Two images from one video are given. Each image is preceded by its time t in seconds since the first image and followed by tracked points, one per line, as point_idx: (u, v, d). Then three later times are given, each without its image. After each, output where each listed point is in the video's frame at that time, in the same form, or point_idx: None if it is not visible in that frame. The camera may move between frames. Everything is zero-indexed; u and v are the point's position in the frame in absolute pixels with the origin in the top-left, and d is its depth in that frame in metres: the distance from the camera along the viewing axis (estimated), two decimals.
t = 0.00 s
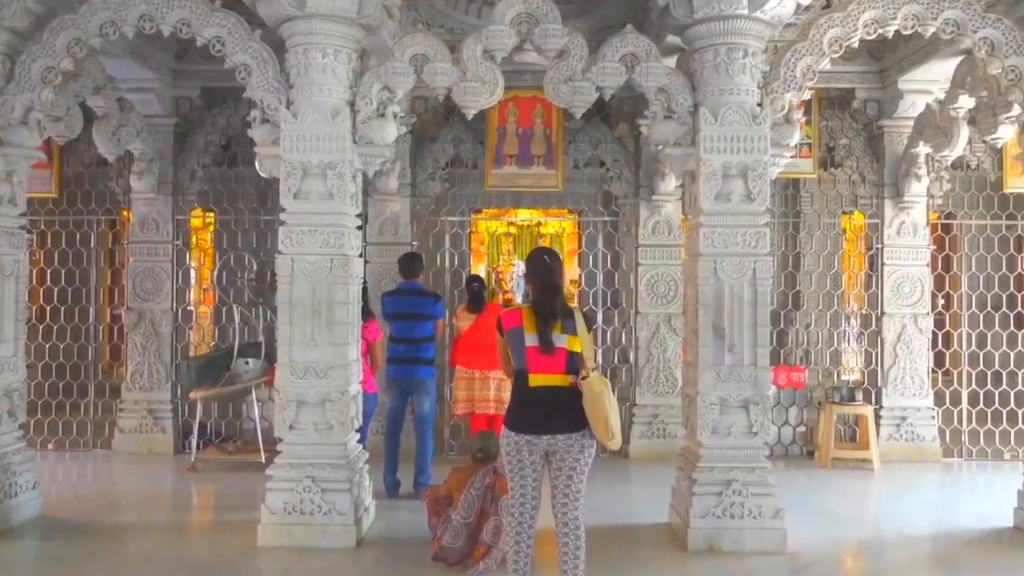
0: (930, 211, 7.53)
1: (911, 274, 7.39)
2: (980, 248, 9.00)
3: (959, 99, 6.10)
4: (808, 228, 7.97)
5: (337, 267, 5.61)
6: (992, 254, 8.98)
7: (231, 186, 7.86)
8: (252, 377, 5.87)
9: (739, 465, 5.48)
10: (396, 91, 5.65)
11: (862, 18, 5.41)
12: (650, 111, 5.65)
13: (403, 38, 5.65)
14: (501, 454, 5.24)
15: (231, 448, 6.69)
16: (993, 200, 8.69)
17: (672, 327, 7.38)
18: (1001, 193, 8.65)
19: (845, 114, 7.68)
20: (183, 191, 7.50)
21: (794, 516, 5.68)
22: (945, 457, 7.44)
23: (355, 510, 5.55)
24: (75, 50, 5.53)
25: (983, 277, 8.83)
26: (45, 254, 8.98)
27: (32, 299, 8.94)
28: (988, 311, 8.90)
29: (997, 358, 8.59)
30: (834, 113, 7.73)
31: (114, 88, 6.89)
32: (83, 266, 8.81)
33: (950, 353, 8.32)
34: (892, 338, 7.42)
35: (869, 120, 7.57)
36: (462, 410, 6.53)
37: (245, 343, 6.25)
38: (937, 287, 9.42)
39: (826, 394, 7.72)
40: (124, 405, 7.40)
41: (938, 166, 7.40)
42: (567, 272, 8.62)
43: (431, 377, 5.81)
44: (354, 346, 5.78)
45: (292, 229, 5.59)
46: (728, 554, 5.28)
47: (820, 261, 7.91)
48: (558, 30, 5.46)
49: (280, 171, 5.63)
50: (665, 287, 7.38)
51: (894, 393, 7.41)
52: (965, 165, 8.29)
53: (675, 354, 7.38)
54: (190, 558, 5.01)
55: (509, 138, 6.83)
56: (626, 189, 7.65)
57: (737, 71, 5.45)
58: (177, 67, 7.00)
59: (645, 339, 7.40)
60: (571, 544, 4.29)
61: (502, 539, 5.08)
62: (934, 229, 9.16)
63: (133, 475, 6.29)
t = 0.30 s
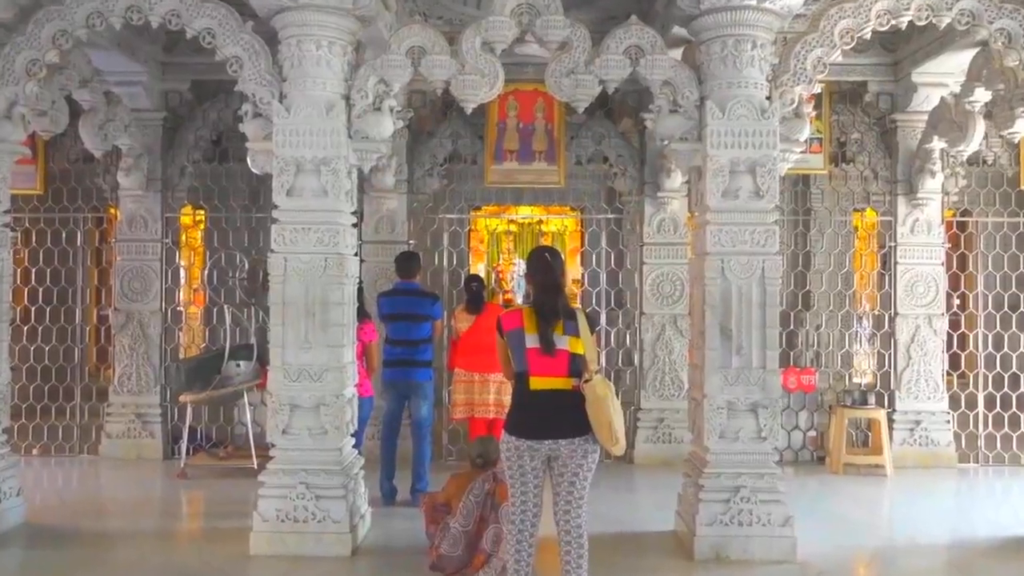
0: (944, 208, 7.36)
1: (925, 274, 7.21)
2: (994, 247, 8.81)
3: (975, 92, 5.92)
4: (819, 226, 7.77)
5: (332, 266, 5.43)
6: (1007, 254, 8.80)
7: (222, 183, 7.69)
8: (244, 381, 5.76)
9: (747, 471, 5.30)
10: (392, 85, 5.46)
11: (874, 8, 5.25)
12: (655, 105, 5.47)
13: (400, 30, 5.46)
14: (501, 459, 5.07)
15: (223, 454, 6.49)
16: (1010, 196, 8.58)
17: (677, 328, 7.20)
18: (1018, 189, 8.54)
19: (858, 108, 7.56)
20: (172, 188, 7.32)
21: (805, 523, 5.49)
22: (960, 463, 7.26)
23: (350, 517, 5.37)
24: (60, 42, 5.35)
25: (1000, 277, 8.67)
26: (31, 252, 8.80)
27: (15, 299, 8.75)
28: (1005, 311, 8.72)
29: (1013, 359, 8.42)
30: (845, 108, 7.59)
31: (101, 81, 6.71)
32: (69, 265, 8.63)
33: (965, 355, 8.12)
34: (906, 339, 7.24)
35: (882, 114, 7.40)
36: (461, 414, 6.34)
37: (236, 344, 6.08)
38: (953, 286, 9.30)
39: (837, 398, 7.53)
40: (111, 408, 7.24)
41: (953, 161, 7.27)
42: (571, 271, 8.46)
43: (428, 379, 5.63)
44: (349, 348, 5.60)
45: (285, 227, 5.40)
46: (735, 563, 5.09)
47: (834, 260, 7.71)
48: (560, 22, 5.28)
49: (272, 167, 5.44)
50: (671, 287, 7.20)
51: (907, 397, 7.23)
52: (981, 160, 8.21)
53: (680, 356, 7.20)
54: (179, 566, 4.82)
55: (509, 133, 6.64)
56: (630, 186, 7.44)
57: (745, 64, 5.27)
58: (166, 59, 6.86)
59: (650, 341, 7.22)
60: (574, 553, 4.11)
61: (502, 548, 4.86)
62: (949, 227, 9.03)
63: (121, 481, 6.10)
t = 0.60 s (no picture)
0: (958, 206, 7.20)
1: (937, 274, 7.05)
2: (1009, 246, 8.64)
3: (990, 87, 5.75)
4: (828, 224, 7.75)
5: (327, 265, 5.27)
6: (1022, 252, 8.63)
7: (215, 179, 7.49)
8: (236, 385, 5.61)
9: (754, 476, 5.14)
10: (389, 79, 5.31)
11: None
12: (660, 99, 5.31)
13: (397, 22, 5.30)
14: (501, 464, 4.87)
15: (215, 458, 6.33)
16: None
17: (683, 329, 7.04)
18: None
19: (869, 102, 7.33)
20: (162, 185, 7.15)
21: (815, 531, 5.33)
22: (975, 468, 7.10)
23: (345, 524, 5.20)
24: (47, 34, 5.19)
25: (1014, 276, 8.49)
26: (17, 252, 8.63)
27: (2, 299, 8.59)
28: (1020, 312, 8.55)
29: None
30: (856, 101, 7.38)
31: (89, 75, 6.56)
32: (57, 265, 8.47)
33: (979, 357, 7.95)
34: (919, 340, 7.09)
35: (894, 109, 7.24)
36: (459, 418, 6.18)
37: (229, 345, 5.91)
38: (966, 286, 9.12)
39: (848, 401, 7.37)
40: (99, 412, 7.07)
41: (968, 157, 7.13)
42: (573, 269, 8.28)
43: (426, 382, 5.46)
44: (345, 349, 5.44)
45: (279, 226, 5.24)
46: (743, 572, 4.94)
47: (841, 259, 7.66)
48: (562, 13, 5.13)
49: (265, 163, 5.28)
50: (676, 287, 7.03)
51: (920, 401, 7.07)
52: (997, 156, 8.03)
53: (686, 358, 7.03)
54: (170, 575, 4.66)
55: (509, 128, 6.48)
56: (634, 182, 7.25)
57: (753, 57, 5.12)
58: (156, 52, 6.76)
59: (655, 342, 7.05)
60: (576, 561, 3.95)
61: (502, 556, 4.70)
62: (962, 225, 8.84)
63: (110, 487, 5.94)
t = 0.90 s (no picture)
0: (974, 204, 7.06)
1: (951, 274, 6.93)
2: None
3: (1006, 81, 5.58)
4: (839, 223, 7.45)
5: (321, 264, 5.10)
6: None
7: (205, 176, 7.39)
8: (228, 387, 5.47)
9: (763, 483, 4.98)
10: (386, 73, 5.14)
11: None
12: (666, 94, 5.14)
13: (393, 14, 5.14)
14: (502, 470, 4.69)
15: (205, 464, 6.15)
16: None
17: (689, 330, 6.88)
18: None
19: (881, 97, 7.19)
20: (151, 181, 6.98)
21: (826, 539, 5.17)
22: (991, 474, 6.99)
23: (340, 532, 5.04)
24: (33, 26, 5.01)
25: None
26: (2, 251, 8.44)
27: None
28: None
29: None
30: (868, 96, 7.23)
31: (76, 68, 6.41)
32: (42, 264, 8.27)
33: (995, 359, 7.77)
34: (932, 343, 6.96)
35: (907, 104, 7.06)
36: (458, 422, 6.02)
37: (220, 348, 5.75)
38: (982, 287, 8.94)
39: (859, 406, 7.20)
40: (87, 416, 6.90)
41: (982, 153, 6.98)
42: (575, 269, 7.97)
43: (423, 385, 5.30)
44: (340, 352, 5.27)
45: (272, 224, 5.08)
46: None
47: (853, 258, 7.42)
48: (564, 5, 4.96)
49: (258, 160, 5.12)
50: (681, 288, 6.88)
51: (933, 405, 6.94)
52: (1012, 152, 7.86)
53: (691, 361, 6.87)
54: None
55: (510, 124, 6.32)
56: (637, 180, 7.09)
57: (761, 50, 4.96)
58: (145, 44, 6.61)
59: (660, 345, 6.90)
60: (578, 571, 3.79)
61: (502, 565, 4.54)
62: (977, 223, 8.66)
63: (98, 493, 5.77)
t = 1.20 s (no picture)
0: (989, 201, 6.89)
1: (966, 274, 6.77)
2: None
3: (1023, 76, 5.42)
4: (850, 221, 7.38)
5: (316, 264, 4.95)
6: None
7: (195, 172, 7.27)
8: (221, 392, 5.38)
9: (771, 490, 4.82)
10: (382, 66, 4.99)
11: None
12: (671, 88, 4.99)
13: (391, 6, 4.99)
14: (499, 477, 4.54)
15: (196, 470, 5.99)
16: None
17: (695, 333, 6.72)
18: None
19: (894, 91, 7.04)
20: (141, 177, 6.84)
21: (837, 548, 5.01)
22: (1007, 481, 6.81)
23: (335, 540, 4.89)
24: (18, 18, 4.85)
25: None
26: None
27: None
28: None
29: None
30: (879, 91, 7.08)
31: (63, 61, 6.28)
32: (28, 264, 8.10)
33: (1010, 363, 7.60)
34: (946, 346, 6.79)
35: (920, 98, 6.93)
36: (457, 427, 5.87)
37: (211, 350, 5.58)
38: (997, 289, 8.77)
39: (871, 410, 7.02)
40: (73, 421, 6.74)
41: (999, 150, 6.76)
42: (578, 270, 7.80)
43: (421, 389, 5.14)
44: (335, 354, 5.11)
45: (264, 222, 4.92)
46: None
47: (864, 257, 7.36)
48: None
49: (250, 156, 4.97)
50: (687, 288, 6.72)
51: (947, 409, 6.78)
52: None
53: (697, 364, 6.71)
54: None
55: (510, 119, 6.16)
56: (642, 177, 6.93)
57: (769, 44, 4.81)
58: (134, 37, 6.47)
59: (665, 347, 6.74)
60: None
61: None
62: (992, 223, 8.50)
63: (86, 499, 5.62)
